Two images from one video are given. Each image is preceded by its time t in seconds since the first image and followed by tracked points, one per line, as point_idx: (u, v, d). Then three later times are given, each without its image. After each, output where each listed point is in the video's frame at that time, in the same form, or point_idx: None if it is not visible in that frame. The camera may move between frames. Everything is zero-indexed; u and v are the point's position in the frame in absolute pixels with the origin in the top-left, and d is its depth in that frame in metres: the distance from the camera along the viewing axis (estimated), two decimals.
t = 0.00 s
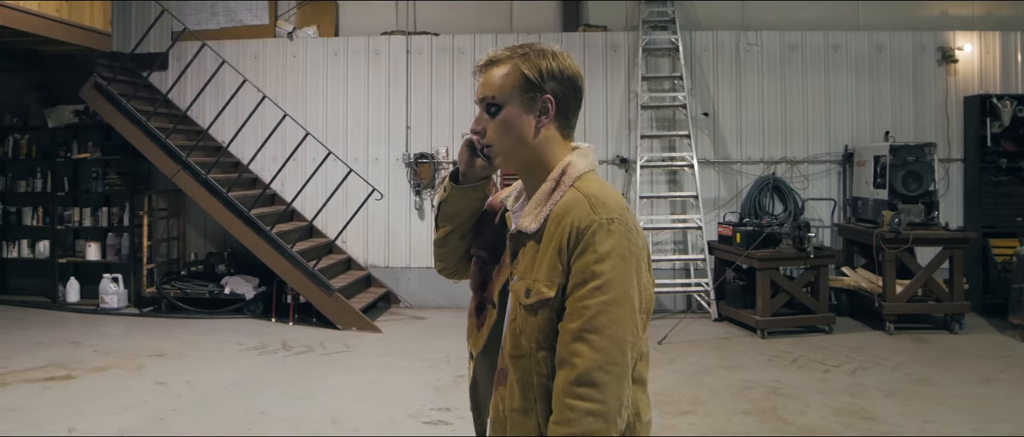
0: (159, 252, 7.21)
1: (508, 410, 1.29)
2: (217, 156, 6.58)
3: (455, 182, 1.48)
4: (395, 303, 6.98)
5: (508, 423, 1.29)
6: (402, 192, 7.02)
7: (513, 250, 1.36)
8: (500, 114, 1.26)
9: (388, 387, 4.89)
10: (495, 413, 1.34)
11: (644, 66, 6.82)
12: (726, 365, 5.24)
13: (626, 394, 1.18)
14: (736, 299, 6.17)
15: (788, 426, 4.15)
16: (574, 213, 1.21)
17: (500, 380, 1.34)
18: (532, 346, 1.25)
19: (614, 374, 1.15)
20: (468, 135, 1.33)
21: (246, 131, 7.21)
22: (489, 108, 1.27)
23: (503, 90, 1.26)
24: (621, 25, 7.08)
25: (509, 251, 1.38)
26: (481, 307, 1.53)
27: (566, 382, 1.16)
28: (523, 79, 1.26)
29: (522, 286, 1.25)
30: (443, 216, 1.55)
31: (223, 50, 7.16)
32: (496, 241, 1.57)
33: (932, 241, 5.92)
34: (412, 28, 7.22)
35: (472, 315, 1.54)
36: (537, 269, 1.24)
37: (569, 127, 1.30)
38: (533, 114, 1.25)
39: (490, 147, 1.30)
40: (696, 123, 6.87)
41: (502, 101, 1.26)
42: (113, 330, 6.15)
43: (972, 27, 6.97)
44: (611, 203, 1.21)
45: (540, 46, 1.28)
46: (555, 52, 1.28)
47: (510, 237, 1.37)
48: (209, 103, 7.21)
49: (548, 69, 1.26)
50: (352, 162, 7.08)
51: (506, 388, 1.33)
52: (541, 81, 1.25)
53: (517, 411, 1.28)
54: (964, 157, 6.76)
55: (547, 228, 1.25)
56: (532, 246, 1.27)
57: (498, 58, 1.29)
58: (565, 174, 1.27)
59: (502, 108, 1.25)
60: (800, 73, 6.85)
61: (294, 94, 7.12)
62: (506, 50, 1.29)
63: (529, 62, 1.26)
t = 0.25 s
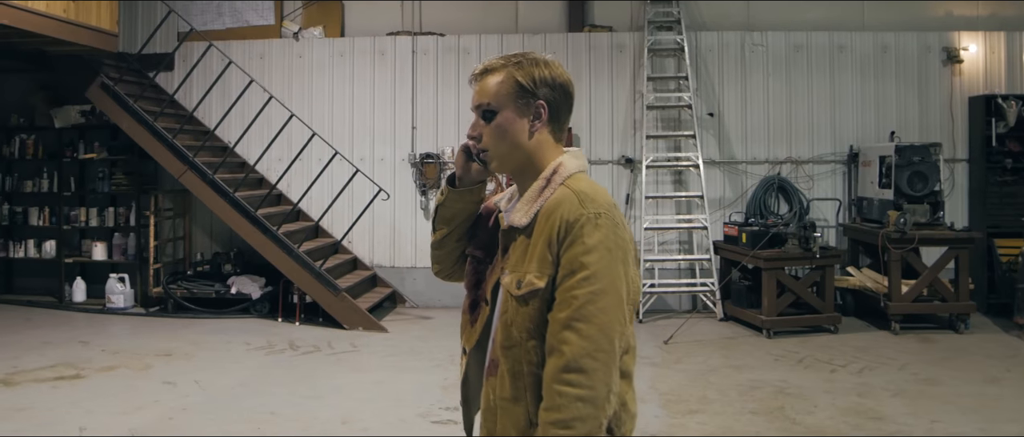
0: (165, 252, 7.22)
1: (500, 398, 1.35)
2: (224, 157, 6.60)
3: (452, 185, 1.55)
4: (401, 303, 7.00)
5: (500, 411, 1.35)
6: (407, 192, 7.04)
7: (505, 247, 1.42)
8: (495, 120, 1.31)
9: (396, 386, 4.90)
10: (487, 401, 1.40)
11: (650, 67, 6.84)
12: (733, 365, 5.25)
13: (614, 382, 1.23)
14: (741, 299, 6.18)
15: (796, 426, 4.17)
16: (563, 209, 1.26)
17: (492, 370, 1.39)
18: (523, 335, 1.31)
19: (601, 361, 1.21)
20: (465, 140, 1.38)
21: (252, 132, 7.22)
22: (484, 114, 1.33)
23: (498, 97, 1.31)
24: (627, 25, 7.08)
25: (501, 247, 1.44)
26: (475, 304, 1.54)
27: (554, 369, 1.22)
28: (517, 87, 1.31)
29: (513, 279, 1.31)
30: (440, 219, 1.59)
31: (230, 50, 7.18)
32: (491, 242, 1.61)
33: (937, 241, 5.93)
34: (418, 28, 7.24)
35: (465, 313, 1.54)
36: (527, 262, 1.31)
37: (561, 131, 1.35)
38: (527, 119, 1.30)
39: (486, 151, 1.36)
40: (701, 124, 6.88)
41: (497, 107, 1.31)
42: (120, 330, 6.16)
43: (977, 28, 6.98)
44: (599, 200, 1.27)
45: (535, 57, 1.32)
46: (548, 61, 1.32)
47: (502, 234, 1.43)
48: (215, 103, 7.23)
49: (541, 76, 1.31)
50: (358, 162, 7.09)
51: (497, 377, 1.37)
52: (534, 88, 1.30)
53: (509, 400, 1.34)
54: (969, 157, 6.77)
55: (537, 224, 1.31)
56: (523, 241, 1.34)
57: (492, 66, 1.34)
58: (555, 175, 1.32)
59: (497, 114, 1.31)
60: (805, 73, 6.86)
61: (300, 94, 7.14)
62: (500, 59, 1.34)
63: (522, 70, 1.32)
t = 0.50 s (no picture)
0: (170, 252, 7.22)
1: (489, 383, 1.37)
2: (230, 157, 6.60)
3: (445, 189, 1.52)
4: (406, 302, 7.00)
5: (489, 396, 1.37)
6: (412, 192, 7.05)
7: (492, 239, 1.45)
8: (487, 124, 1.33)
9: (404, 385, 4.91)
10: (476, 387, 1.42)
11: (655, 67, 6.85)
12: (739, 365, 5.26)
13: (599, 366, 1.26)
14: (747, 299, 6.19)
15: (804, 425, 4.18)
16: (549, 201, 1.29)
17: (479, 357, 1.40)
18: (510, 323, 1.33)
19: (585, 346, 1.23)
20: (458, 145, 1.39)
21: (257, 132, 7.23)
22: (475, 118, 1.34)
23: (490, 101, 1.32)
24: (632, 25, 7.10)
25: (489, 240, 1.46)
26: (472, 299, 1.54)
27: (541, 354, 1.24)
28: (508, 90, 1.33)
29: (501, 268, 1.34)
30: (433, 221, 1.58)
31: (235, 51, 7.19)
32: (484, 241, 1.60)
33: (943, 241, 5.93)
34: (423, 28, 7.25)
35: (463, 307, 1.54)
36: (515, 253, 1.33)
37: (549, 130, 1.39)
38: (519, 120, 1.33)
39: (479, 154, 1.37)
40: (706, 124, 6.90)
41: (489, 111, 1.32)
42: (126, 329, 6.17)
43: (981, 28, 6.99)
44: (584, 193, 1.30)
45: (519, 61, 1.35)
46: (535, 64, 1.36)
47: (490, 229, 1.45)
48: (221, 103, 7.24)
49: (529, 79, 1.34)
50: (364, 162, 7.10)
51: (485, 364, 1.39)
52: (524, 90, 1.33)
53: (497, 385, 1.36)
54: (974, 157, 6.79)
55: (524, 217, 1.33)
56: (509, 233, 1.36)
57: (481, 71, 1.36)
58: (543, 171, 1.35)
59: (490, 118, 1.32)
60: (810, 73, 6.87)
61: (306, 94, 7.15)
62: (488, 64, 1.37)
63: (511, 73, 1.34)
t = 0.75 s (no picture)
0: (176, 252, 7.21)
1: (495, 377, 1.38)
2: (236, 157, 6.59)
3: (444, 193, 1.54)
4: (412, 302, 7.00)
5: (496, 389, 1.37)
6: (417, 191, 7.05)
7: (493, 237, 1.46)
8: (490, 128, 1.34)
9: (412, 385, 4.91)
10: (481, 381, 1.42)
11: (661, 67, 6.85)
12: (747, 364, 5.26)
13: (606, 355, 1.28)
14: (753, 298, 6.19)
15: (814, 424, 4.18)
16: (552, 198, 1.31)
17: (484, 352, 1.41)
18: (515, 317, 1.34)
19: (594, 336, 1.25)
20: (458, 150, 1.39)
21: (263, 133, 7.23)
22: (476, 123, 1.34)
23: (492, 105, 1.33)
24: (637, 25, 7.10)
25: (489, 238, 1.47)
26: (476, 297, 1.56)
27: (550, 345, 1.25)
28: (508, 94, 1.34)
29: (505, 263, 1.35)
30: (432, 227, 1.58)
31: (240, 50, 7.19)
32: (483, 241, 1.63)
33: (950, 240, 5.93)
34: (429, 27, 7.24)
35: (467, 306, 1.56)
36: (518, 248, 1.34)
37: (546, 130, 1.41)
38: (520, 122, 1.34)
39: (481, 157, 1.38)
40: (712, 123, 6.90)
41: (492, 115, 1.33)
42: (132, 329, 6.17)
43: (986, 27, 7.00)
44: (585, 189, 1.33)
45: (512, 64, 1.37)
46: (531, 67, 1.38)
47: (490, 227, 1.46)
48: (226, 103, 7.24)
49: (527, 82, 1.36)
50: (369, 161, 7.10)
51: (490, 358, 1.40)
52: (524, 93, 1.35)
53: (504, 378, 1.36)
54: (979, 157, 6.79)
55: (527, 213, 1.35)
56: (512, 229, 1.37)
57: (479, 76, 1.36)
58: (543, 168, 1.37)
59: (493, 123, 1.33)
60: (815, 73, 6.88)
61: (311, 93, 7.14)
62: (485, 68, 1.37)
63: (509, 77, 1.36)
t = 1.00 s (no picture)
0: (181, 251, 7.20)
1: (513, 380, 1.35)
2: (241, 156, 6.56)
3: (447, 197, 1.50)
4: (418, 301, 7.00)
5: (515, 393, 1.34)
6: (423, 190, 7.04)
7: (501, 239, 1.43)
8: (501, 130, 1.30)
9: (422, 385, 4.90)
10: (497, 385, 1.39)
11: (667, 66, 6.84)
12: (756, 364, 5.26)
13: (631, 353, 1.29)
14: (761, 298, 6.18)
15: (826, 424, 4.17)
16: (570, 199, 1.29)
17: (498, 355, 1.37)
18: (535, 319, 1.31)
19: (622, 335, 1.25)
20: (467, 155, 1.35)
21: (269, 132, 7.22)
22: (487, 125, 1.30)
23: (505, 107, 1.29)
24: (644, 24, 7.10)
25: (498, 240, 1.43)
26: (482, 301, 1.55)
27: (580, 346, 1.23)
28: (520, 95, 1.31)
29: (523, 265, 1.32)
30: (434, 232, 1.55)
31: (246, 49, 7.18)
32: (485, 244, 1.61)
33: (958, 240, 5.92)
34: (434, 26, 7.23)
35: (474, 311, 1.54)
36: (534, 249, 1.31)
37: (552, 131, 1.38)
38: (532, 123, 1.31)
39: (491, 160, 1.33)
40: (718, 123, 6.89)
41: (504, 116, 1.29)
42: (138, 329, 6.15)
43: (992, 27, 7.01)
44: (600, 190, 1.32)
45: (522, 64, 1.34)
46: (538, 67, 1.35)
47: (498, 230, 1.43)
48: (232, 102, 7.22)
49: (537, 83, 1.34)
50: (375, 161, 7.08)
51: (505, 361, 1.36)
52: (534, 94, 1.32)
53: (524, 380, 1.34)
54: (986, 156, 6.80)
55: (542, 215, 1.31)
56: (525, 232, 1.34)
57: (488, 76, 1.32)
58: (553, 170, 1.34)
59: (505, 124, 1.29)
60: (822, 72, 6.87)
61: (317, 92, 7.13)
62: (492, 68, 1.33)
63: (519, 77, 1.33)
